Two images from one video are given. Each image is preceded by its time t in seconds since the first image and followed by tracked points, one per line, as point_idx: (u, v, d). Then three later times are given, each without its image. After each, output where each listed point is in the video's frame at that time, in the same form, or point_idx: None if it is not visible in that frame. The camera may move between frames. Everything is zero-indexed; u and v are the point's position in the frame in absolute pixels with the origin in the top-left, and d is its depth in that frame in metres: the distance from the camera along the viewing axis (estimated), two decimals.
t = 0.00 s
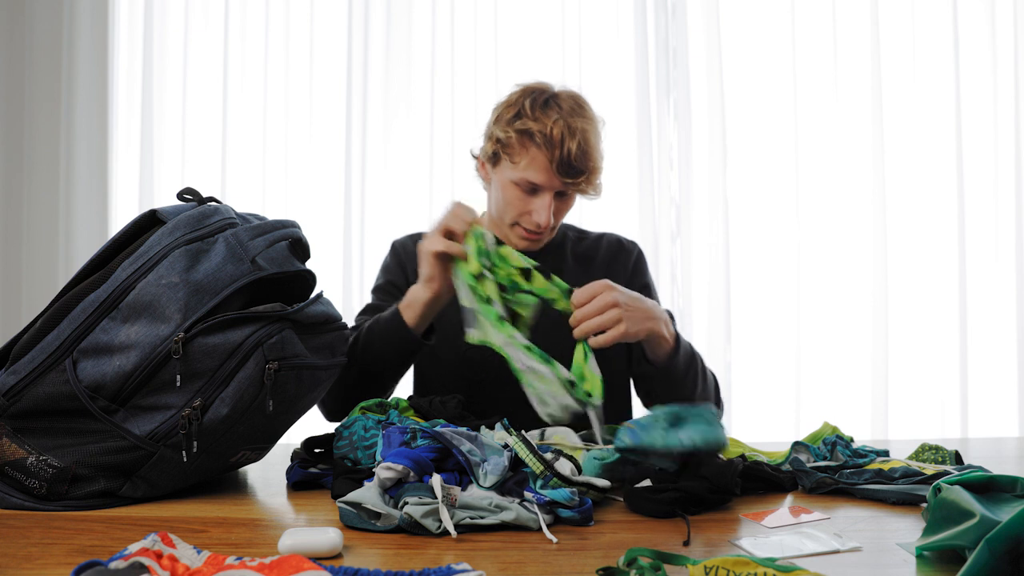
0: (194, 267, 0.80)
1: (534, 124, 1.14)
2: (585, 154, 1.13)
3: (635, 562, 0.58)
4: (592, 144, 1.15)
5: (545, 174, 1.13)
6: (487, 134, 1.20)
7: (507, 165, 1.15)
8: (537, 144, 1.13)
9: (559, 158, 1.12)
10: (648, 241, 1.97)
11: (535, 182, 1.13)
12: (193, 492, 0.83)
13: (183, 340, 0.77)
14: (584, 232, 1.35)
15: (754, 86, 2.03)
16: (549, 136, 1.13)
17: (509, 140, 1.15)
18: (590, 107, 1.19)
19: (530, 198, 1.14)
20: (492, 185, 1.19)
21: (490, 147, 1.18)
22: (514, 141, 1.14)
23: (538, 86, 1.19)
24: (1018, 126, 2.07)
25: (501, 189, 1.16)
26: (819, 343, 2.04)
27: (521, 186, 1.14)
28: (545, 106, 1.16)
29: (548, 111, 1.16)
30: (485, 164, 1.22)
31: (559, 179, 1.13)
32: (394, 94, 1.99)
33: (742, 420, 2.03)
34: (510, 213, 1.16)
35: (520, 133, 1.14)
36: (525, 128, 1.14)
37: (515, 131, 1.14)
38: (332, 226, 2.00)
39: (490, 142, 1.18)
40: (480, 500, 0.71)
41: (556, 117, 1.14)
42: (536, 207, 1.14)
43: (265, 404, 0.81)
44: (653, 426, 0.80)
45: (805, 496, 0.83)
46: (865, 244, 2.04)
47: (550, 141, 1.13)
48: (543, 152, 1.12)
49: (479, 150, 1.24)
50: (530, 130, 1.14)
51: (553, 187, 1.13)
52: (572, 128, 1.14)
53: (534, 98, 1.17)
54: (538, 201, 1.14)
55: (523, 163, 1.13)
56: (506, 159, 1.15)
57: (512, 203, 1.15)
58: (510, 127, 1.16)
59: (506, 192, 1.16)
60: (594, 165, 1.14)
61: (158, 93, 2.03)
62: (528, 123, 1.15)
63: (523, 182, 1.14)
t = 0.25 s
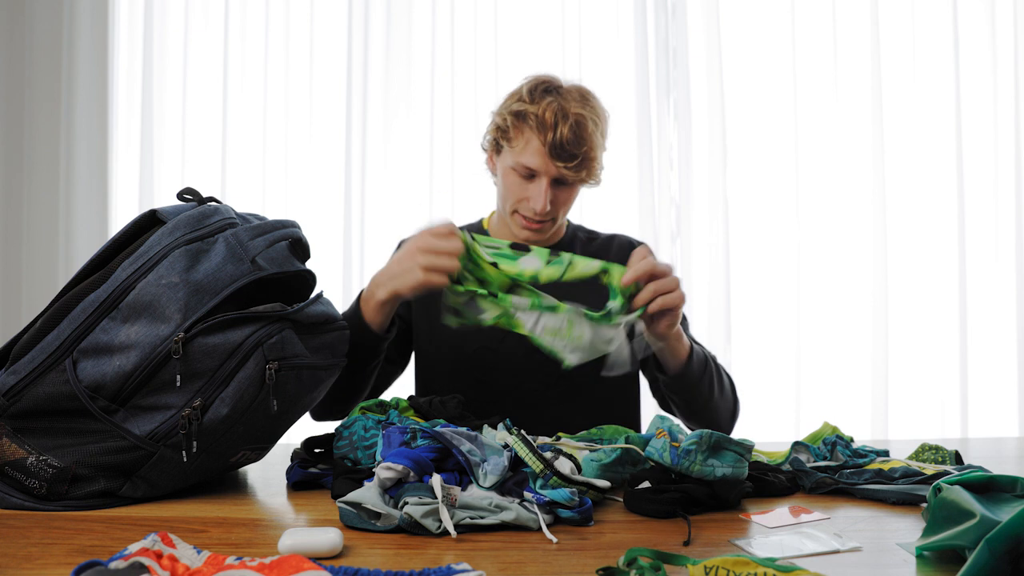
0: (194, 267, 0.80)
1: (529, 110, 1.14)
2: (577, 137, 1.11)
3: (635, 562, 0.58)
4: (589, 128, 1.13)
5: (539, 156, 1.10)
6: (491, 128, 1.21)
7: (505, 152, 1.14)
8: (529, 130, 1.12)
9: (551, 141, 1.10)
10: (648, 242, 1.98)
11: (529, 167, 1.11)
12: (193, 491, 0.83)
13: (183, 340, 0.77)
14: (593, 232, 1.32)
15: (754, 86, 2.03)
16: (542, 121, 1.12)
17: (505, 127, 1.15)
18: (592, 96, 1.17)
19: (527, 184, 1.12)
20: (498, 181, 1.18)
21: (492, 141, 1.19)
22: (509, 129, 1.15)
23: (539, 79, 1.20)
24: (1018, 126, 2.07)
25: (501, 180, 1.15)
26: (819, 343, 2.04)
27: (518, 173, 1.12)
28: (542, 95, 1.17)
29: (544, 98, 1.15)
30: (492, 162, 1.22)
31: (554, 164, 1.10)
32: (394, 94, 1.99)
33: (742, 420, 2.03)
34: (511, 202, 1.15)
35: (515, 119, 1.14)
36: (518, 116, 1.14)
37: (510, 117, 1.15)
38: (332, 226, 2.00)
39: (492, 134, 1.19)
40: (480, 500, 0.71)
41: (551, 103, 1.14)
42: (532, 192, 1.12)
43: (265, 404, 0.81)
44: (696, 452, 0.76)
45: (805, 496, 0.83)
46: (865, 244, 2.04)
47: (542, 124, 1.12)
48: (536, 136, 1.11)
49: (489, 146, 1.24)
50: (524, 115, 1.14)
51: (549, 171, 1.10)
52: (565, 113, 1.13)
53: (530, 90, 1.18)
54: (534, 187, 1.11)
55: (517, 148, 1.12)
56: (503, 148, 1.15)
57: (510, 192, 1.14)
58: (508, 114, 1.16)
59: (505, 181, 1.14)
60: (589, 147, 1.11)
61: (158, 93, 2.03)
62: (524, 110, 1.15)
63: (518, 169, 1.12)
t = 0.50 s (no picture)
0: (194, 267, 0.80)
1: (516, 88, 1.18)
2: (566, 107, 1.15)
3: (635, 562, 0.58)
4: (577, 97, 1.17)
5: (531, 131, 1.15)
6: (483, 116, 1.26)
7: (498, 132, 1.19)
8: (518, 106, 1.16)
9: (541, 114, 1.15)
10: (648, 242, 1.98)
11: (523, 142, 1.16)
12: (194, 492, 0.83)
13: (183, 340, 0.77)
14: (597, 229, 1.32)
15: (754, 86, 2.03)
16: (529, 95, 1.16)
17: (495, 108, 1.19)
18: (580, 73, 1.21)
19: (523, 161, 1.17)
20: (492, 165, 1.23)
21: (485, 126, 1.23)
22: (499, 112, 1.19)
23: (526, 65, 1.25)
24: (1018, 126, 2.07)
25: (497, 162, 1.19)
26: (819, 343, 2.04)
27: (512, 151, 1.17)
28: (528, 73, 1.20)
29: (529, 75, 1.19)
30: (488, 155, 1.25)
31: (546, 137, 1.15)
32: (394, 94, 1.99)
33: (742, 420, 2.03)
34: (508, 183, 1.19)
35: (504, 98, 1.18)
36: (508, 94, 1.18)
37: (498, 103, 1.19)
38: (332, 226, 2.00)
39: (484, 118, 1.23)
40: (480, 500, 0.71)
41: (536, 79, 1.18)
42: (529, 168, 1.16)
43: (265, 404, 0.81)
44: (695, 453, 0.76)
45: (805, 495, 0.83)
46: (865, 244, 2.04)
47: (530, 98, 1.16)
48: (525, 111, 1.16)
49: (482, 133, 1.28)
50: (515, 92, 1.17)
51: (541, 145, 1.15)
52: (554, 86, 1.17)
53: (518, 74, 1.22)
54: (529, 163, 1.16)
55: (509, 126, 1.17)
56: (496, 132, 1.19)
57: (505, 172, 1.18)
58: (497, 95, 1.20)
59: (500, 162, 1.19)
60: (578, 116, 1.16)
61: (158, 92, 2.04)
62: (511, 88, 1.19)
63: (512, 147, 1.17)
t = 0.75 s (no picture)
0: (194, 267, 0.80)
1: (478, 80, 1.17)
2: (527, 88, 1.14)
3: (635, 563, 0.58)
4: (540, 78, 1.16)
5: (498, 117, 1.14)
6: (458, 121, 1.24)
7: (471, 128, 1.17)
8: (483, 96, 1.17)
9: (503, 96, 1.14)
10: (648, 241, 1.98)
11: (491, 130, 1.14)
12: (194, 492, 0.83)
13: (183, 340, 0.77)
14: (598, 228, 1.30)
15: (754, 86, 2.03)
16: (490, 83, 1.16)
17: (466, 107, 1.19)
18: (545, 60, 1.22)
19: (496, 148, 1.14)
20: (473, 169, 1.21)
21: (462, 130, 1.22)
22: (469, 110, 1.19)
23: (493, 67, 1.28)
24: (1019, 126, 2.07)
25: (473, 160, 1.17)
26: (820, 343, 2.04)
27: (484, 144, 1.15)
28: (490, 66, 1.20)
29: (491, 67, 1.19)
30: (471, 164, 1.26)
31: (515, 120, 1.13)
32: (394, 93, 1.99)
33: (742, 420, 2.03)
34: (486, 176, 1.15)
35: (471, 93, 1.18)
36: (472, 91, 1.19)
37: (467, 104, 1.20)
38: (332, 227, 2.00)
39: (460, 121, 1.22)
40: (480, 500, 0.71)
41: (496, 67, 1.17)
42: (502, 153, 1.13)
43: (265, 404, 0.81)
44: (696, 454, 0.76)
45: (806, 496, 0.83)
46: (865, 244, 2.04)
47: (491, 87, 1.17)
48: (491, 99, 1.15)
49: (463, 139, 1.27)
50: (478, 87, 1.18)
51: (512, 130, 1.13)
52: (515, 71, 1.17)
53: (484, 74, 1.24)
54: (501, 149, 1.13)
55: (477, 119, 1.16)
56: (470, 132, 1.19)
57: (482, 164, 1.15)
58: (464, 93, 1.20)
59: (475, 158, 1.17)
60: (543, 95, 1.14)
61: (158, 92, 2.04)
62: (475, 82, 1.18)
63: (484, 138, 1.15)
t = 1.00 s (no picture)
0: (194, 267, 0.80)
1: (469, 101, 1.15)
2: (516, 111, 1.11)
3: (635, 562, 0.58)
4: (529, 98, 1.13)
5: (487, 141, 1.11)
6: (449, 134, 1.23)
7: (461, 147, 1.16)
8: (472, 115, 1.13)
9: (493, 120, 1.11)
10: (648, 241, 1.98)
11: (481, 154, 1.11)
12: (194, 492, 0.83)
13: (183, 340, 0.77)
14: (593, 230, 1.30)
15: (754, 86, 2.03)
16: (479, 105, 1.14)
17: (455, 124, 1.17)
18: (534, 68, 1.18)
19: (484, 171, 1.12)
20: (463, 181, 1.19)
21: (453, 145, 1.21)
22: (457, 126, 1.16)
23: (480, 68, 1.24)
24: (1018, 126, 2.07)
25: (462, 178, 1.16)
26: (820, 343, 2.04)
27: (474, 165, 1.13)
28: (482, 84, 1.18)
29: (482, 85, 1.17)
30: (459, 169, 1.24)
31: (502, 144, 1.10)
32: (395, 94, 1.99)
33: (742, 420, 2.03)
34: (476, 198, 1.14)
35: (461, 112, 1.16)
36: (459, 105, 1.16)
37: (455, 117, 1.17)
38: (332, 227, 2.00)
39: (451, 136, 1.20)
40: (480, 500, 0.71)
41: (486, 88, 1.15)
42: (490, 177, 1.11)
43: (265, 404, 0.81)
44: (695, 454, 0.76)
45: (806, 496, 0.83)
46: (865, 244, 2.04)
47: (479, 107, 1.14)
48: (478, 120, 1.12)
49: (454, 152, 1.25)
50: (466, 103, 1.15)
51: (499, 153, 1.10)
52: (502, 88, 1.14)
53: (470, 82, 1.20)
54: (491, 174, 1.11)
55: (466, 138, 1.14)
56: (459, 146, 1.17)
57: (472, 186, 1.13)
58: (455, 110, 1.18)
59: (465, 177, 1.15)
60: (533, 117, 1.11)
61: (159, 92, 2.04)
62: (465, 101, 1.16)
63: (472, 160, 1.13)
